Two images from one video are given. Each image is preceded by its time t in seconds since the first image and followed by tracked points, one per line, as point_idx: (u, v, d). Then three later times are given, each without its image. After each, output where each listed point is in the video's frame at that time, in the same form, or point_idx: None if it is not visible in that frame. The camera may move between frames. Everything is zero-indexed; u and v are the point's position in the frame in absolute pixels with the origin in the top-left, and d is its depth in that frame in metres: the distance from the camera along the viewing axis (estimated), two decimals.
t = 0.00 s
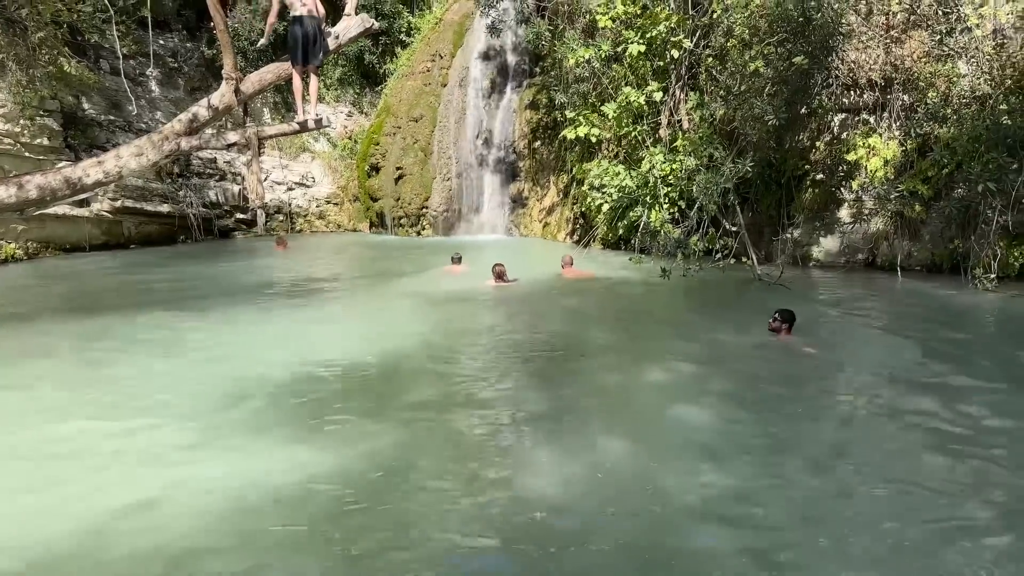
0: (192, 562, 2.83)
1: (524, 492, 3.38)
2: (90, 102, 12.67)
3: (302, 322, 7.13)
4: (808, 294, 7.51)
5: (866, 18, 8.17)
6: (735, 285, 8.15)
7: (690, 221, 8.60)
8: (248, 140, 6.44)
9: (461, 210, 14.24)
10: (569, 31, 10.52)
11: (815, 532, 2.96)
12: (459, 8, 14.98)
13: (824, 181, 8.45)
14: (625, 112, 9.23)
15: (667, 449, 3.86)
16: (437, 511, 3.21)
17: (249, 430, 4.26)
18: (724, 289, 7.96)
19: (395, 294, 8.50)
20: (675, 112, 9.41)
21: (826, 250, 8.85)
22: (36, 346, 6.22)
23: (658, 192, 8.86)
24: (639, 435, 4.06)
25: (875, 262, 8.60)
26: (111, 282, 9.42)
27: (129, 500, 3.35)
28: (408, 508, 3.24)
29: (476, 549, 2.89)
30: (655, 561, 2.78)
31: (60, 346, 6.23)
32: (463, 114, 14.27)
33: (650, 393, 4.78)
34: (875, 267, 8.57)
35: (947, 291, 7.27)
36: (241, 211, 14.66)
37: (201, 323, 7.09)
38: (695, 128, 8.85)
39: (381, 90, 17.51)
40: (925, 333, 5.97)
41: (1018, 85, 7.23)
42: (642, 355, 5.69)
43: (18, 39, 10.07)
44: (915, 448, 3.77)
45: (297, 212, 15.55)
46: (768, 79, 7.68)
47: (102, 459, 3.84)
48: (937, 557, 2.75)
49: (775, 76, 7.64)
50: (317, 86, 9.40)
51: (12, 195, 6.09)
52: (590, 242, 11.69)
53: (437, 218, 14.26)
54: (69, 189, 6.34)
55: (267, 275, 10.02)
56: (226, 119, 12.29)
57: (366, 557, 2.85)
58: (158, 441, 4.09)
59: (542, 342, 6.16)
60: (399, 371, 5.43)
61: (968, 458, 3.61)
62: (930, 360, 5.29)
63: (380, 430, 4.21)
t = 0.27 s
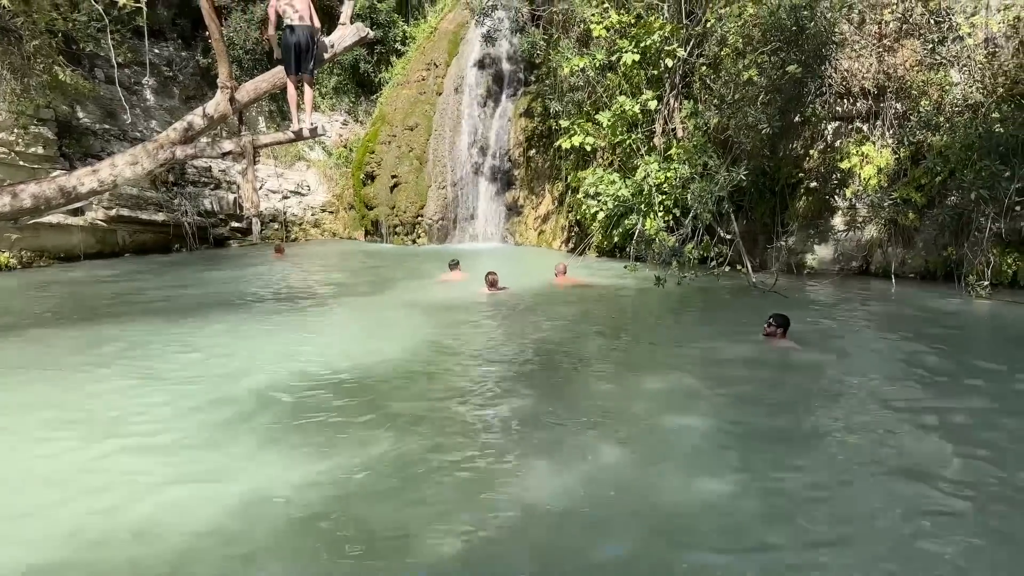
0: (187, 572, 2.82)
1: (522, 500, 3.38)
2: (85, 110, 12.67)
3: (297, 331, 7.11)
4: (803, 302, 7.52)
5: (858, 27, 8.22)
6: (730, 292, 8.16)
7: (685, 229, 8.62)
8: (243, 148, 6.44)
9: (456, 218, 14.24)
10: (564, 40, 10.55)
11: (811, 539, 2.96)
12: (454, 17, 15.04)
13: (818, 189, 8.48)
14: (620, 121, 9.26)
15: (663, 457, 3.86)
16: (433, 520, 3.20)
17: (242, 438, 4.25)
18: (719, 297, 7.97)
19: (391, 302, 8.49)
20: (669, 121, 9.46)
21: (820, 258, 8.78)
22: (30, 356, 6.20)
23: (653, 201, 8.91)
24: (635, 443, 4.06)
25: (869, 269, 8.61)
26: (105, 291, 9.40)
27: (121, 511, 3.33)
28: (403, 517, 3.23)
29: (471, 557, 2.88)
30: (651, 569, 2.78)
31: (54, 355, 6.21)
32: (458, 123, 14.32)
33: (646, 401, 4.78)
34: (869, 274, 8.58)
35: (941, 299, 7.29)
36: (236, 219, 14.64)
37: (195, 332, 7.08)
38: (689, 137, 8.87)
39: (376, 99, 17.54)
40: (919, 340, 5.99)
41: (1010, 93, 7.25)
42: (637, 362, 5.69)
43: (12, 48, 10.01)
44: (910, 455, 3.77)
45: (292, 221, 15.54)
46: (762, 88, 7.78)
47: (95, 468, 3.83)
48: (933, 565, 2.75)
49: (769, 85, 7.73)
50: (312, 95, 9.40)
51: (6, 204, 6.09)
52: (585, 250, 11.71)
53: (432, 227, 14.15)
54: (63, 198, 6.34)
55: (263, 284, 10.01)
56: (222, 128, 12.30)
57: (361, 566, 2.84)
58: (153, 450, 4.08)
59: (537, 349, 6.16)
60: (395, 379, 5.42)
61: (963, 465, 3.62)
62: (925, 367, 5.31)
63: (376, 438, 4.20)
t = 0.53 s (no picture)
0: None
1: (518, 511, 3.37)
2: (81, 121, 12.67)
3: (293, 341, 7.11)
4: (799, 312, 7.54)
5: (852, 39, 8.24)
6: (726, 303, 8.17)
7: (680, 239, 8.64)
8: (239, 159, 6.44)
9: (452, 228, 14.25)
10: (559, 52, 10.58)
11: (809, 551, 2.94)
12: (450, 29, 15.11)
13: (812, 201, 8.51)
14: (615, 132, 9.29)
15: (659, 468, 3.84)
16: (428, 529, 3.21)
17: (237, 450, 4.23)
18: (714, 307, 7.99)
19: (386, 313, 8.47)
20: (665, 132, 9.49)
21: (815, 268, 8.81)
22: (24, 366, 6.19)
23: (648, 211, 8.91)
24: (631, 455, 4.05)
25: (865, 279, 8.58)
26: (101, 302, 9.39)
27: (116, 521, 3.34)
28: (399, 526, 3.24)
29: (466, 566, 2.89)
30: None
31: (48, 366, 6.20)
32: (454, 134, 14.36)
33: (641, 411, 4.79)
34: (865, 284, 8.55)
35: (936, 309, 7.29)
36: (232, 230, 14.63)
37: (189, 343, 7.05)
38: (684, 148, 8.90)
39: (372, 110, 17.59)
40: (913, 350, 6.02)
41: (1004, 104, 7.22)
42: (632, 372, 5.70)
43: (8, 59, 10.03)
44: (903, 464, 3.79)
45: (288, 231, 15.53)
46: (756, 99, 7.80)
47: (90, 478, 3.83)
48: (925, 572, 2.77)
49: (763, 96, 7.74)
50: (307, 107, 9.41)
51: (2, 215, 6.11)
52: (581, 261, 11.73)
53: (428, 237, 14.11)
54: (59, 209, 6.35)
55: (258, 294, 10.00)
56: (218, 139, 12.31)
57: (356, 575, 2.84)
58: (147, 461, 4.07)
59: (532, 360, 6.17)
60: (390, 390, 5.40)
61: (960, 476, 3.61)
62: (918, 376, 5.33)
63: (371, 449, 4.18)
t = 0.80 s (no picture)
0: None
1: (512, 526, 3.36)
2: (78, 134, 12.67)
3: (288, 354, 7.09)
4: (795, 325, 7.54)
5: (847, 54, 8.32)
6: (722, 316, 8.17)
7: (677, 252, 8.66)
8: (236, 172, 6.43)
9: (449, 241, 14.26)
10: (556, 66, 10.61)
11: (804, 565, 2.93)
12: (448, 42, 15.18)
13: (807, 214, 8.54)
14: (611, 145, 9.33)
15: (653, 483, 3.83)
16: (421, 544, 3.18)
17: (230, 464, 4.21)
18: (710, 320, 7.99)
19: (381, 325, 8.46)
20: (661, 145, 9.53)
21: (811, 282, 8.75)
22: (19, 379, 6.17)
23: (645, 224, 8.93)
24: (626, 469, 4.04)
25: (860, 292, 8.58)
26: (96, 314, 9.36)
27: (106, 535, 3.32)
28: (392, 542, 3.22)
29: None
30: None
31: (42, 378, 6.18)
32: (451, 147, 14.42)
33: (637, 425, 4.78)
34: (860, 297, 8.54)
35: (932, 323, 7.29)
36: (228, 242, 14.61)
37: (184, 356, 7.02)
38: (680, 161, 8.93)
39: (370, 123, 17.64)
40: (909, 363, 6.02)
41: (998, 119, 7.26)
42: (629, 386, 5.69)
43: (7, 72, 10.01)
44: (899, 478, 3.78)
45: (285, 244, 15.53)
46: (752, 113, 7.87)
47: (81, 492, 3.80)
48: None
49: (758, 110, 7.83)
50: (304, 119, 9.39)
51: None
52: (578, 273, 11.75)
53: (425, 249, 13.91)
54: (55, 221, 6.34)
55: (255, 307, 9.99)
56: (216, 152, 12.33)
57: None
58: (141, 475, 4.05)
59: (528, 373, 6.17)
60: (385, 404, 5.38)
61: (955, 491, 3.60)
62: (913, 390, 5.33)
63: (365, 464, 4.17)
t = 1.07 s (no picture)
0: None
1: (510, 538, 3.36)
2: (74, 147, 12.68)
3: (284, 367, 7.08)
4: (791, 339, 7.55)
5: (841, 69, 8.37)
6: (718, 329, 8.18)
7: (672, 266, 8.67)
8: (233, 185, 6.44)
9: (445, 254, 14.26)
10: (551, 80, 10.65)
11: None
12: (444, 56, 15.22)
13: (803, 228, 8.58)
14: (607, 159, 9.35)
15: (651, 496, 3.83)
16: (418, 559, 3.17)
17: (226, 477, 4.19)
18: (705, 333, 7.99)
19: (377, 338, 8.46)
20: (656, 159, 9.58)
21: (807, 295, 8.76)
22: (13, 393, 6.14)
23: (640, 238, 8.96)
24: (623, 482, 4.04)
25: (855, 306, 8.57)
26: (91, 327, 9.33)
27: (101, 550, 3.30)
28: (389, 556, 3.20)
29: None
30: None
31: (37, 392, 6.15)
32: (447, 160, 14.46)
33: (633, 439, 4.77)
34: (856, 311, 8.53)
35: (927, 337, 7.31)
36: (224, 255, 14.60)
37: (179, 369, 7.00)
38: (675, 175, 8.97)
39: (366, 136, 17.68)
40: (904, 377, 6.03)
41: (991, 134, 7.31)
42: (626, 400, 5.69)
43: (4, 85, 10.02)
44: (896, 491, 3.78)
45: (280, 257, 15.52)
46: (747, 128, 7.90)
47: (76, 506, 3.78)
48: None
49: (753, 125, 7.87)
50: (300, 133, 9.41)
51: None
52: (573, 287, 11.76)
53: (420, 263, 14.07)
54: (51, 234, 6.33)
55: (250, 320, 9.97)
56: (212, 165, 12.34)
57: None
58: (137, 488, 4.04)
59: (525, 386, 6.17)
60: (381, 417, 5.38)
61: (951, 503, 3.61)
62: (909, 403, 5.34)
63: (362, 477, 4.15)
